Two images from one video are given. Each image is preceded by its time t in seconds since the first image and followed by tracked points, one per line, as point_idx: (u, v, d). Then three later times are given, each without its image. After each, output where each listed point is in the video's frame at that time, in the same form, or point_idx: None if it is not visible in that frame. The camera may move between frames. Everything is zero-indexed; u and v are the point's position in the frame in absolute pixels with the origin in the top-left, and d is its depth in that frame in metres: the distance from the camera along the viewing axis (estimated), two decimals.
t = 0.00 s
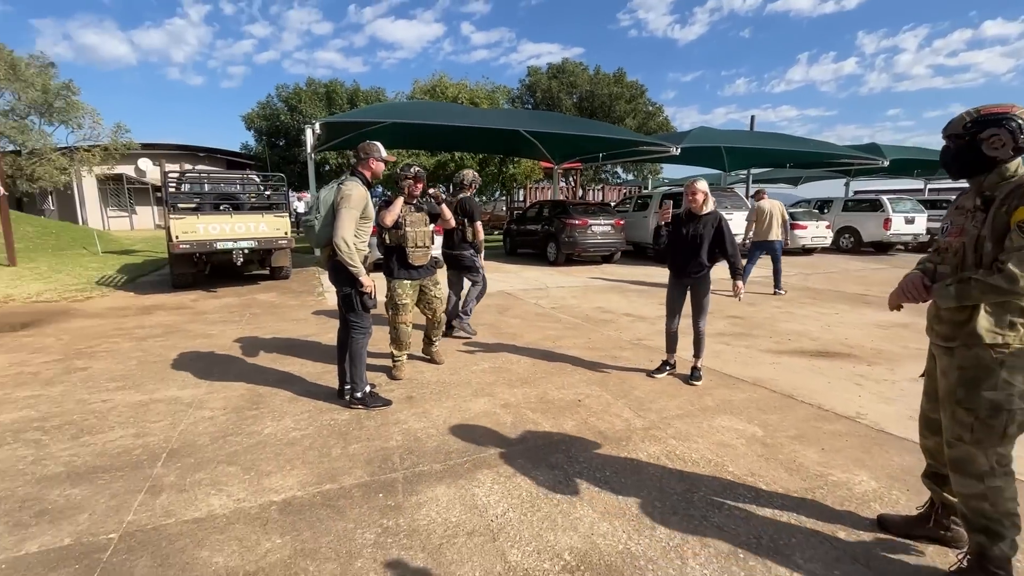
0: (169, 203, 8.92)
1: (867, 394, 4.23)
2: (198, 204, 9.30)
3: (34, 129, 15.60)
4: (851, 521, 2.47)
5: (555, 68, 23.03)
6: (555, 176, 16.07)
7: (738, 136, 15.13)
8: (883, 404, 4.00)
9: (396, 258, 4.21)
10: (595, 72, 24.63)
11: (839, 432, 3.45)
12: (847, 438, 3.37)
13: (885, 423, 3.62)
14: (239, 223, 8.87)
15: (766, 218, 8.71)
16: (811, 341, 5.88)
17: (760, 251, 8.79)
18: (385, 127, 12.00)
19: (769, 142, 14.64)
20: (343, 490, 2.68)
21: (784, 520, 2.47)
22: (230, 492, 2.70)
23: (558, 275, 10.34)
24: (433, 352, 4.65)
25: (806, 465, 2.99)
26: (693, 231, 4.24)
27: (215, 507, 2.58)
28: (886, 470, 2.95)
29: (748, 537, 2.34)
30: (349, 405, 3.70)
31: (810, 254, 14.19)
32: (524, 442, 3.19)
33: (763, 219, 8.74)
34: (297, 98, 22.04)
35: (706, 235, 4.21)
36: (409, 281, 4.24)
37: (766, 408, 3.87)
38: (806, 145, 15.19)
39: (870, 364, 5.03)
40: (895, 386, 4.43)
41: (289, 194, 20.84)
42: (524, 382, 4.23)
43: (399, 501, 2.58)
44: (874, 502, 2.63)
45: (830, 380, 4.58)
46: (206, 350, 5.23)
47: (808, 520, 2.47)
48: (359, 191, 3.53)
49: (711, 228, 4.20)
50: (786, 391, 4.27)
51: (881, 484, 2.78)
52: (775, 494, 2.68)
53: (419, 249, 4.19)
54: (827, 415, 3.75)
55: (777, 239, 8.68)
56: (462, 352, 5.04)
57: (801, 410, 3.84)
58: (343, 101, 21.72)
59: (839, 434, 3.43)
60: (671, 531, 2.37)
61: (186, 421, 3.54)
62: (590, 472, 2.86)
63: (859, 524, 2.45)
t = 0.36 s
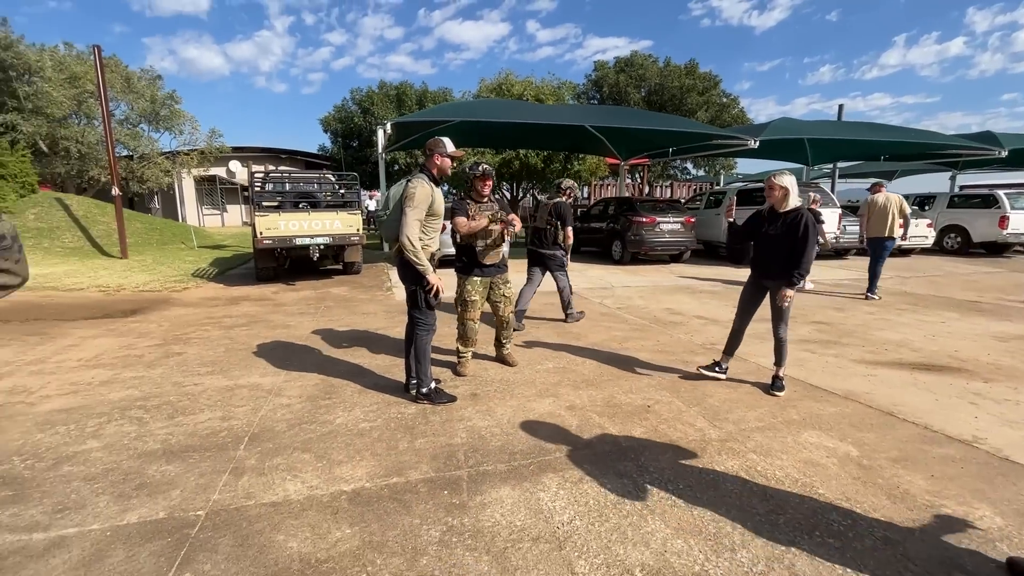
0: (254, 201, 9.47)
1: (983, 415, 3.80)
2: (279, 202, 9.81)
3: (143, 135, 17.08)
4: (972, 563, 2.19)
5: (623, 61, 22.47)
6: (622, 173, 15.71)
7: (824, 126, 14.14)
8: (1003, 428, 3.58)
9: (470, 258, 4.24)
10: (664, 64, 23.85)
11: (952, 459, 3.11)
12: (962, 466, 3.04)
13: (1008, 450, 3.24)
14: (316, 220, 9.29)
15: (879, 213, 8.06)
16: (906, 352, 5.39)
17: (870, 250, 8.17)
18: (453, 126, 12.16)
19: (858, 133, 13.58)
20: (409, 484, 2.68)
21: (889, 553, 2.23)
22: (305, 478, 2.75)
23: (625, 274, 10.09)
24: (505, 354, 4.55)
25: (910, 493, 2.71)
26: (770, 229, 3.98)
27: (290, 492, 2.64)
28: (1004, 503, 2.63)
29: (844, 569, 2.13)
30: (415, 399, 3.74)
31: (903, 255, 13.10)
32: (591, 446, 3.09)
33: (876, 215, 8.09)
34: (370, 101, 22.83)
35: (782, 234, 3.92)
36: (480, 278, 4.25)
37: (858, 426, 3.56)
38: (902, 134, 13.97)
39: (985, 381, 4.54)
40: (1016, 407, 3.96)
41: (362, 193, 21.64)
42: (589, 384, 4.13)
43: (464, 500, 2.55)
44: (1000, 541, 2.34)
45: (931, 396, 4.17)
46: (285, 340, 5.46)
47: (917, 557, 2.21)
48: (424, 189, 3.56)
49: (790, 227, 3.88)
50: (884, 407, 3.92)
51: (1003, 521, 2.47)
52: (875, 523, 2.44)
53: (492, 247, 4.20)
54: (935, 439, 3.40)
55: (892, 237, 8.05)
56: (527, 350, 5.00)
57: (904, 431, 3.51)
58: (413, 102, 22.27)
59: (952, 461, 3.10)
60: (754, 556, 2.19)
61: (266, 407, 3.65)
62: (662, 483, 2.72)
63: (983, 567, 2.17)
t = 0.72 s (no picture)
0: (282, 221, 9.66)
1: None
2: (306, 221, 10.00)
3: (183, 161, 17.75)
4: None
5: (647, 77, 22.42)
6: (647, 189, 15.56)
7: (856, 138, 13.74)
8: None
9: (483, 275, 4.14)
10: (689, 79, 23.71)
11: (1005, 494, 2.87)
12: (1017, 502, 2.79)
13: None
14: (341, 239, 9.43)
15: (939, 225, 7.79)
16: (951, 373, 5.07)
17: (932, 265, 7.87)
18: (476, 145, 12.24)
19: (893, 144, 13.14)
20: (415, 511, 2.57)
21: None
22: (310, 502, 2.65)
23: (650, 291, 9.89)
24: (522, 374, 4.46)
25: (959, 532, 2.49)
26: (763, 247, 3.85)
27: (294, 517, 2.54)
28: None
29: None
30: (427, 421, 3.67)
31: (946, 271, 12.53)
32: (607, 474, 2.95)
33: (936, 227, 7.81)
34: (397, 123, 23.31)
35: (772, 253, 3.77)
36: (495, 296, 4.16)
37: (899, 455, 3.33)
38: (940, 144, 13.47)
39: None
40: None
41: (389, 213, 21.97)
42: (608, 406, 3.98)
43: (470, 529, 2.43)
44: None
45: (980, 422, 3.88)
46: (305, 358, 5.45)
47: None
48: (436, 209, 3.51)
49: (781, 244, 3.72)
50: (927, 434, 3.66)
51: None
52: (918, 567, 2.23)
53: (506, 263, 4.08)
54: (986, 470, 3.15)
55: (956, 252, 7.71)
56: (545, 370, 4.87)
57: (951, 461, 3.26)
58: (439, 123, 22.63)
59: (1006, 496, 2.85)
60: None
61: (279, 427, 3.56)
62: (682, 516, 2.56)
63: None
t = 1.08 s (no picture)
0: (271, 240, 9.61)
1: None
2: (296, 239, 9.94)
3: (180, 181, 17.68)
4: None
5: (639, 90, 22.53)
6: (641, 201, 15.53)
7: (848, 146, 13.75)
8: None
9: (457, 293, 4.11)
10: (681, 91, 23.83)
11: (997, 510, 2.77)
12: (1010, 519, 2.69)
13: None
14: (330, 257, 9.35)
15: (957, 234, 7.74)
16: (944, 383, 4.97)
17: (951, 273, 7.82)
18: (467, 159, 12.21)
19: (885, 152, 13.14)
20: (382, 540, 2.44)
21: None
22: (273, 532, 2.50)
23: (644, 304, 9.81)
24: (504, 392, 4.34)
25: (948, 554, 2.39)
26: (708, 256, 3.88)
27: (255, 549, 2.38)
28: None
29: None
30: (404, 443, 3.56)
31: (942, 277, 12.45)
32: (583, 497, 2.84)
33: (954, 236, 7.78)
34: (393, 139, 23.40)
35: (715, 260, 3.79)
36: (470, 313, 4.10)
37: (889, 470, 3.23)
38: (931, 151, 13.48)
39: None
40: None
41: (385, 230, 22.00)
42: (591, 424, 3.89)
43: (437, 559, 2.32)
44: None
45: (973, 434, 3.78)
46: (287, 379, 5.33)
47: None
48: (411, 224, 3.43)
49: (722, 252, 3.74)
50: (918, 447, 3.56)
51: None
52: None
53: (477, 282, 4.04)
54: (978, 485, 3.05)
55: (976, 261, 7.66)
56: (529, 388, 4.77)
57: (941, 475, 3.16)
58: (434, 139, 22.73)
59: (997, 513, 2.75)
60: None
61: (251, 451, 3.42)
62: (662, 542, 2.45)
63: None
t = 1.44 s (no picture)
0: (239, 238, 9.37)
1: (991, 437, 3.50)
2: (265, 238, 9.72)
3: (144, 178, 17.07)
4: None
5: (614, 83, 22.57)
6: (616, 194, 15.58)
7: (816, 137, 13.98)
8: (1012, 452, 3.29)
9: (435, 294, 4.04)
10: (656, 84, 23.95)
11: (954, 493, 2.84)
12: (966, 502, 2.76)
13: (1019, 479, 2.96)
14: (300, 255, 9.14)
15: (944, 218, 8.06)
16: (907, 368, 5.08)
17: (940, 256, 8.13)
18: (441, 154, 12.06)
19: (852, 143, 13.39)
20: (344, 546, 2.38)
21: None
22: (230, 543, 2.42)
23: (619, 296, 9.84)
24: (476, 389, 4.30)
25: (906, 539, 2.45)
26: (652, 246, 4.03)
27: (210, 561, 2.30)
28: (1010, 548, 2.37)
29: None
30: (372, 444, 3.49)
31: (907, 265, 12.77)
32: (552, 495, 2.82)
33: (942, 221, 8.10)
34: (367, 134, 23.03)
35: (655, 249, 3.96)
36: (448, 313, 4.03)
37: (852, 456, 3.28)
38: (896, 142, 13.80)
39: (993, 397, 4.23)
40: None
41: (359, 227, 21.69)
42: (563, 419, 3.87)
43: (401, 564, 2.27)
44: None
45: (934, 418, 3.87)
46: (253, 381, 5.19)
47: None
48: (372, 216, 3.35)
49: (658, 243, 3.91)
50: (881, 433, 3.63)
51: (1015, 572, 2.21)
52: None
53: (456, 283, 3.98)
54: (937, 468, 3.12)
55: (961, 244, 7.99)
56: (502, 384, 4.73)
57: (903, 460, 3.22)
58: (409, 134, 22.44)
59: (954, 495, 2.82)
60: None
61: (212, 459, 3.31)
62: (628, 537, 2.45)
63: None
